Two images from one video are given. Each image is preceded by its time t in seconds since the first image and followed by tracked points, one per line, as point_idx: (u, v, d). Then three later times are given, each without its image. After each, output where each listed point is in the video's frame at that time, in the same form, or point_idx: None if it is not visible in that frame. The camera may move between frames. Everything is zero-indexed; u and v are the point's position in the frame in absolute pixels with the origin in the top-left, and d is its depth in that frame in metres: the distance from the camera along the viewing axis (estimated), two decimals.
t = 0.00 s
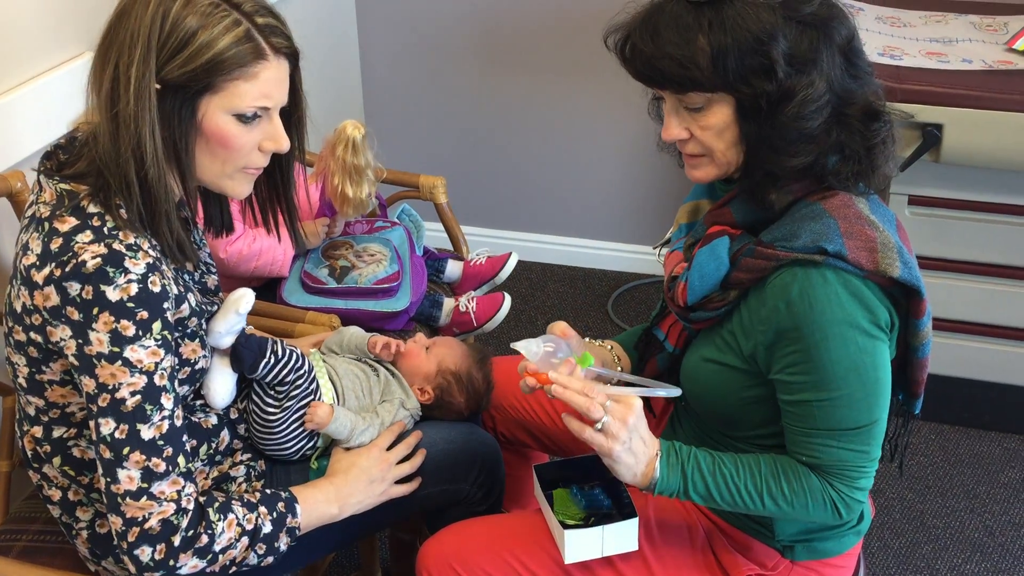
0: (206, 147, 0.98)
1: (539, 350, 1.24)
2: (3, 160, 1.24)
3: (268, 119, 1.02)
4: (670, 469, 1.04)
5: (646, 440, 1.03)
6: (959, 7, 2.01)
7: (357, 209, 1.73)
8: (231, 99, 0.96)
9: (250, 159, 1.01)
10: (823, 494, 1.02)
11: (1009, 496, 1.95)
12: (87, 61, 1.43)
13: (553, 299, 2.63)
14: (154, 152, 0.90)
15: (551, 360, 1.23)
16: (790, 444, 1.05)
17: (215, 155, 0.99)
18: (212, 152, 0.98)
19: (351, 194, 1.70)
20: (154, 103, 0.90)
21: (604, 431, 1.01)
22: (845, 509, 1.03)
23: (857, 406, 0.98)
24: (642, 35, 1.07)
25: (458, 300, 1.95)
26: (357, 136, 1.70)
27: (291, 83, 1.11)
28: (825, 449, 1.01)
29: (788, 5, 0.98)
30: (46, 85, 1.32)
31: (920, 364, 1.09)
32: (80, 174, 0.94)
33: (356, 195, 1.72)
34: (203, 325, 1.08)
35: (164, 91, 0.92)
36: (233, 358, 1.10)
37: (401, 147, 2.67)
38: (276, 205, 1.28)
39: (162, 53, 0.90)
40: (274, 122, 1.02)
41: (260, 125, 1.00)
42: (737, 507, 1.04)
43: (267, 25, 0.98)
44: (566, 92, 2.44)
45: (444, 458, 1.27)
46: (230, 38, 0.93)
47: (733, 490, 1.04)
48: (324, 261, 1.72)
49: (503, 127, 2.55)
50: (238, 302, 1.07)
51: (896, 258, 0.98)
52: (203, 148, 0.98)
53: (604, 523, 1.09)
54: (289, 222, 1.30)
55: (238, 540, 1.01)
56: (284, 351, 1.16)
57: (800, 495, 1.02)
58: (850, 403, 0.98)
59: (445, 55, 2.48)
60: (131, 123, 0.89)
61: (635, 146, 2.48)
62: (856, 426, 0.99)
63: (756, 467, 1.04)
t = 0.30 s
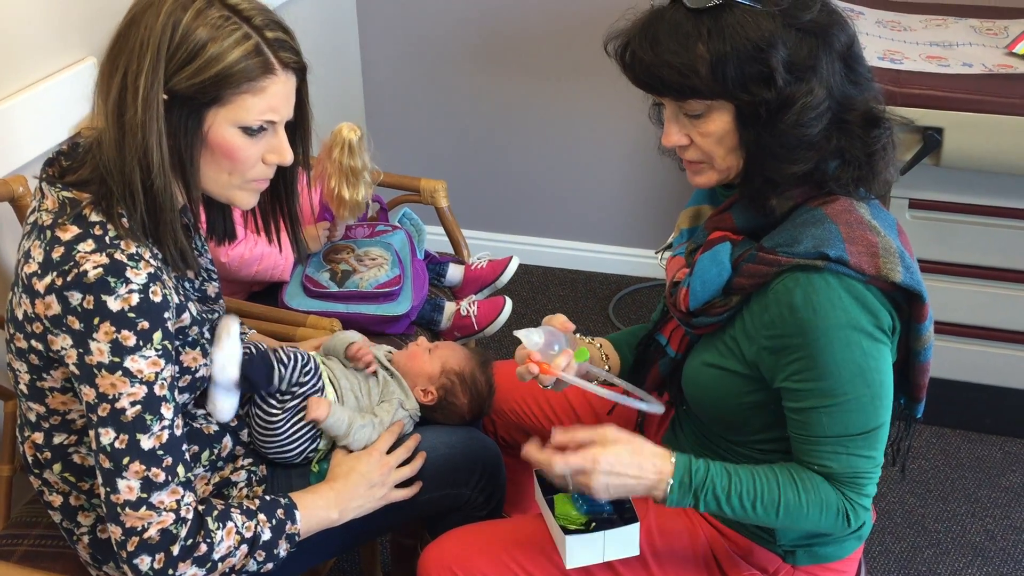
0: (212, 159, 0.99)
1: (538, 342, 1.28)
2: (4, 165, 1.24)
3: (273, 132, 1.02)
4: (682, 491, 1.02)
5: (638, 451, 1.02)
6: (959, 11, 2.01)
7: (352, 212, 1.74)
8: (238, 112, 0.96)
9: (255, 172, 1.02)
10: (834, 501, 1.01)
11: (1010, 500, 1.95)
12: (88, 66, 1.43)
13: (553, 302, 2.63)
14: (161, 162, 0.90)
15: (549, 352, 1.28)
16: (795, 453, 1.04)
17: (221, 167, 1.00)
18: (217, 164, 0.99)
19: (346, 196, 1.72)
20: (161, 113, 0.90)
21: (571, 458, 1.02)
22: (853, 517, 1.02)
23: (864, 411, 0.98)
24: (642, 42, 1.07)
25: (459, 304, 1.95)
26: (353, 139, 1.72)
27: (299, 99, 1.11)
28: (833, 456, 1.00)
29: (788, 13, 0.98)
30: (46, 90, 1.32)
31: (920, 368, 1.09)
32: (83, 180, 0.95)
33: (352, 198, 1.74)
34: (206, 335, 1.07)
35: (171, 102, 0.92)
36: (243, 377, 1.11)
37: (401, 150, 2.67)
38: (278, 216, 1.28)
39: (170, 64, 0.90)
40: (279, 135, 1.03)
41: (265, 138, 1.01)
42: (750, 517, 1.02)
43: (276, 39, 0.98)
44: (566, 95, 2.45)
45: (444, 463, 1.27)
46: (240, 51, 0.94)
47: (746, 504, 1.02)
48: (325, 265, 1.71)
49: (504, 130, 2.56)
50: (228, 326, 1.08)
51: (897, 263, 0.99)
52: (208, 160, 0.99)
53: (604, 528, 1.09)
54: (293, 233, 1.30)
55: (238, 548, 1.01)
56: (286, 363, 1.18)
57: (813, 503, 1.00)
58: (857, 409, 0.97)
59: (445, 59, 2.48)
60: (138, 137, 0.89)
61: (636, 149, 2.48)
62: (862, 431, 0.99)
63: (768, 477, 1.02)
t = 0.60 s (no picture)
0: (214, 164, 0.99)
1: (548, 348, 1.28)
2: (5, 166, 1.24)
3: (275, 136, 1.02)
4: (658, 446, 1.03)
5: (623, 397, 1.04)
6: (961, 11, 2.01)
7: (352, 211, 1.72)
8: (241, 116, 0.96)
9: (256, 176, 1.02)
10: (803, 504, 1.01)
11: (1012, 501, 1.95)
12: (89, 68, 1.43)
13: (555, 302, 2.63)
14: (163, 165, 0.91)
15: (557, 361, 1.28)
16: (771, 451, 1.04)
17: (223, 172, 1.00)
18: (219, 169, 0.99)
19: (345, 196, 1.69)
20: (164, 117, 0.90)
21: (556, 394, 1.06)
22: (819, 523, 1.02)
23: (842, 419, 0.98)
24: (645, 42, 1.06)
25: (460, 305, 1.95)
26: (349, 137, 1.68)
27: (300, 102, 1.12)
28: (807, 460, 1.00)
29: (792, 15, 0.98)
30: (47, 92, 1.32)
31: (919, 373, 1.09)
32: (83, 184, 0.94)
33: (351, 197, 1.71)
34: (206, 335, 1.09)
35: (173, 105, 0.92)
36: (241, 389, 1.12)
37: (403, 150, 2.67)
38: (278, 219, 1.28)
39: (173, 67, 0.91)
40: (281, 139, 1.03)
41: (267, 142, 1.01)
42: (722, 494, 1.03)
43: (279, 43, 0.98)
44: (568, 96, 2.45)
45: (445, 464, 1.27)
46: (243, 56, 0.94)
47: (718, 476, 1.02)
48: (326, 266, 1.72)
49: (505, 131, 2.55)
50: (224, 358, 1.08)
51: (894, 267, 0.98)
52: (210, 164, 0.99)
53: (604, 529, 1.09)
54: (293, 235, 1.30)
55: (240, 549, 1.01)
56: (282, 372, 1.17)
57: (782, 498, 1.00)
58: (835, 415, 0.98)
59: (446, 59, 2.48)
60: (140, 140, 0.89)
61: (637, 150, 2.48)
62: (839, 439, 0.99)
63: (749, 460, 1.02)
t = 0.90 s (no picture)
0: (214, 165, 0.99)
1: (554, 344, 1.34)
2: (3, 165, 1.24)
3: (277, 139, 1.02)
4: (643, 454, 1.04)
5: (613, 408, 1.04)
6: (961, 11, 2.00)
7: (350, 214, 1.78)
8: (243, 119, 0.96)
9: (256, 178, 1.02)
10: (787, 501, 1.02)
11: (1011, 501, 1.95)
12: (89, 66, 1.43)
13: (554, 302, 2.63)
14: (165, 166, 0.91)
15: (568, 355, 1.33)
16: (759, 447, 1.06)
17: (224, 174, 0.99)
18: (220, 170, 0.99)
19: (340, 200, 1.74)
20: (167, 118, 0.90)
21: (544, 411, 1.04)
22: (799, 520, 1.04)
23: (830, 422, 0.99)
24: (647, 37, 1.06)
25: (460, 305, 1.95)
26: (339, 142, 1.73)
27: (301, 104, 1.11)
28: (792, 458, 1.02)
29: (794, 12, 0.98)
30: (45, 90, 1.32)
31: (916, 374, 1.08)
32: (82, 184, 0.94)
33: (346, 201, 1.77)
34: (206, 336, 1.09)
35: (177, 107, 0.92)
36: (238, 392, 1.11)
37: (402, 149, 2.67)
38: (278, 218, 1.28)
39: (177, 68, 0.91)
40: (283, 142, 1.02)
41: (269, 144, 1.01)
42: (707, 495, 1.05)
43: (282, 46, 0.98)
44: (568, 95, 2.44)
45: (444, 464, 1.27)
46: (247, 58, 0.94)
47: (701, 480, 1.04)
48: (325, 265, 1.71)
49: (505, 130, 2.55)
50: (221, 358, 1.07)
51: (889, 268, 0.98)
52: (210, 165, 0.98)
53: (603, 529, 1.09)
54: (293, 234, 1.30)
55: (239, 550, 1.01)
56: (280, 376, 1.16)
57: (766, 496, 1.02)
58: (823, 417, 0.99)
59: (446, 57, 2.48)
60: (142, 139, 0.89)
61: (637, 149, 2.48)
62: (826, 439, 1.00)
63: (734, 461, 1.04)
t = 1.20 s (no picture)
0: (215, 167, 0.99)
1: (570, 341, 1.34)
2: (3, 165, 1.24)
3: (279, 141, 1.02)
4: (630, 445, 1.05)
5: (608, 406, 1.04)
6: (961, 13, 2.01)
7: (334, 220, 1.71)
8: (245, 120, 0.96)
9: (256, 180, 1.02)
10: (771, 500, 1.03)
11: (1011, 503, 1.95)
12: (89, 66, 1.43)
13: (554, 303, 2.63)
14: (167, 166, 0.91)
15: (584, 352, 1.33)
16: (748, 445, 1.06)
17: (223, 175, 0.99)
18: (219, 171, 0.99)
19: (326, 203, 1.69)
20: (169, 120, 0.90)
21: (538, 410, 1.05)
22: (781, 518, 1.04)
23: (817, 422, 0.99)
24: (648, 37, 1.06)
25: (460, 305, 1.95)
26: (334, 144, 1.72)
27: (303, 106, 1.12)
28: (777, 456, 1.02)
29: (795, 12, 0.98)
30: (45, 91, 1.32)
31: (914, 377, 1.08)
32: (82, 184, 0.94)
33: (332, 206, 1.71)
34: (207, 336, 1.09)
35: (179, 108, 0.92)
36: (234, 401, 1.10)
37: (402, 149, 2.67)
38: (279, 219, 1.28)
39: (178, 70, 0.91)
40: (284, 144, 1.03)
41: (270, 145, 1.01)
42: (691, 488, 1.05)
43: (284, 48, 0.98)
44: (568, 96, 2.44)
45: (443, 465, 1.27)
46: (249, 60, 0.94)
47: (688, 470, 1.04)
48: (325, 266, 1.71)
49: (505, 131, 2.55)
50: (218, 367, 1.06)
51: (884, 271, 0.97)
52: (211, 167, 0.98)
53: (602, 529, 1.09)
54: (293, 235, 1.30)
55: (238, 551, 1.00)
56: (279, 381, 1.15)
57: (750, 491, 1.02)
58: (810, 417, 0.99)
59: (447, 58, 2.48)
60: (144, 141, 0.89)
61: (638, 150, 2.48)
62: (812, 440, 1.00)
63: (721, 456, 1.04)
